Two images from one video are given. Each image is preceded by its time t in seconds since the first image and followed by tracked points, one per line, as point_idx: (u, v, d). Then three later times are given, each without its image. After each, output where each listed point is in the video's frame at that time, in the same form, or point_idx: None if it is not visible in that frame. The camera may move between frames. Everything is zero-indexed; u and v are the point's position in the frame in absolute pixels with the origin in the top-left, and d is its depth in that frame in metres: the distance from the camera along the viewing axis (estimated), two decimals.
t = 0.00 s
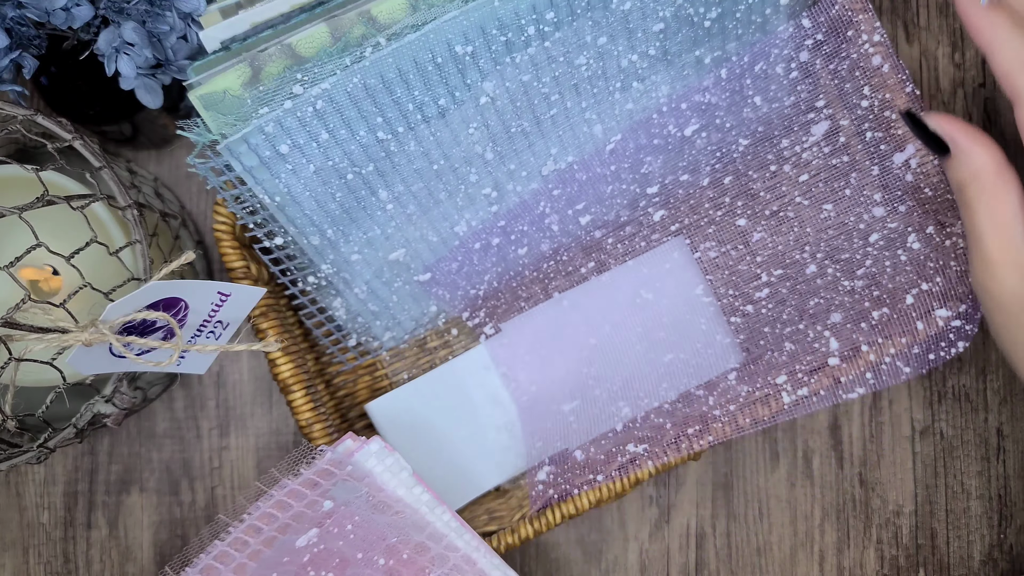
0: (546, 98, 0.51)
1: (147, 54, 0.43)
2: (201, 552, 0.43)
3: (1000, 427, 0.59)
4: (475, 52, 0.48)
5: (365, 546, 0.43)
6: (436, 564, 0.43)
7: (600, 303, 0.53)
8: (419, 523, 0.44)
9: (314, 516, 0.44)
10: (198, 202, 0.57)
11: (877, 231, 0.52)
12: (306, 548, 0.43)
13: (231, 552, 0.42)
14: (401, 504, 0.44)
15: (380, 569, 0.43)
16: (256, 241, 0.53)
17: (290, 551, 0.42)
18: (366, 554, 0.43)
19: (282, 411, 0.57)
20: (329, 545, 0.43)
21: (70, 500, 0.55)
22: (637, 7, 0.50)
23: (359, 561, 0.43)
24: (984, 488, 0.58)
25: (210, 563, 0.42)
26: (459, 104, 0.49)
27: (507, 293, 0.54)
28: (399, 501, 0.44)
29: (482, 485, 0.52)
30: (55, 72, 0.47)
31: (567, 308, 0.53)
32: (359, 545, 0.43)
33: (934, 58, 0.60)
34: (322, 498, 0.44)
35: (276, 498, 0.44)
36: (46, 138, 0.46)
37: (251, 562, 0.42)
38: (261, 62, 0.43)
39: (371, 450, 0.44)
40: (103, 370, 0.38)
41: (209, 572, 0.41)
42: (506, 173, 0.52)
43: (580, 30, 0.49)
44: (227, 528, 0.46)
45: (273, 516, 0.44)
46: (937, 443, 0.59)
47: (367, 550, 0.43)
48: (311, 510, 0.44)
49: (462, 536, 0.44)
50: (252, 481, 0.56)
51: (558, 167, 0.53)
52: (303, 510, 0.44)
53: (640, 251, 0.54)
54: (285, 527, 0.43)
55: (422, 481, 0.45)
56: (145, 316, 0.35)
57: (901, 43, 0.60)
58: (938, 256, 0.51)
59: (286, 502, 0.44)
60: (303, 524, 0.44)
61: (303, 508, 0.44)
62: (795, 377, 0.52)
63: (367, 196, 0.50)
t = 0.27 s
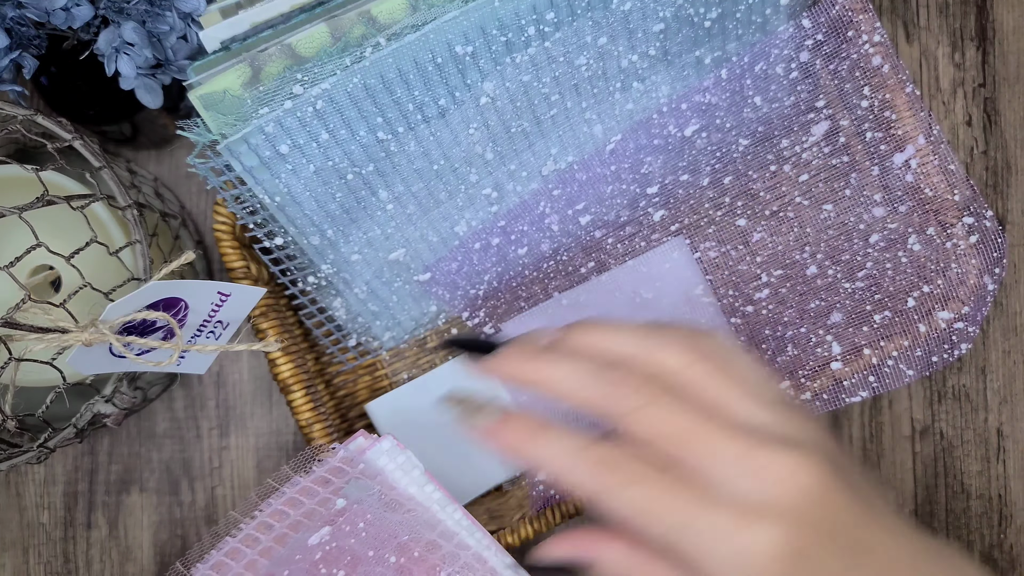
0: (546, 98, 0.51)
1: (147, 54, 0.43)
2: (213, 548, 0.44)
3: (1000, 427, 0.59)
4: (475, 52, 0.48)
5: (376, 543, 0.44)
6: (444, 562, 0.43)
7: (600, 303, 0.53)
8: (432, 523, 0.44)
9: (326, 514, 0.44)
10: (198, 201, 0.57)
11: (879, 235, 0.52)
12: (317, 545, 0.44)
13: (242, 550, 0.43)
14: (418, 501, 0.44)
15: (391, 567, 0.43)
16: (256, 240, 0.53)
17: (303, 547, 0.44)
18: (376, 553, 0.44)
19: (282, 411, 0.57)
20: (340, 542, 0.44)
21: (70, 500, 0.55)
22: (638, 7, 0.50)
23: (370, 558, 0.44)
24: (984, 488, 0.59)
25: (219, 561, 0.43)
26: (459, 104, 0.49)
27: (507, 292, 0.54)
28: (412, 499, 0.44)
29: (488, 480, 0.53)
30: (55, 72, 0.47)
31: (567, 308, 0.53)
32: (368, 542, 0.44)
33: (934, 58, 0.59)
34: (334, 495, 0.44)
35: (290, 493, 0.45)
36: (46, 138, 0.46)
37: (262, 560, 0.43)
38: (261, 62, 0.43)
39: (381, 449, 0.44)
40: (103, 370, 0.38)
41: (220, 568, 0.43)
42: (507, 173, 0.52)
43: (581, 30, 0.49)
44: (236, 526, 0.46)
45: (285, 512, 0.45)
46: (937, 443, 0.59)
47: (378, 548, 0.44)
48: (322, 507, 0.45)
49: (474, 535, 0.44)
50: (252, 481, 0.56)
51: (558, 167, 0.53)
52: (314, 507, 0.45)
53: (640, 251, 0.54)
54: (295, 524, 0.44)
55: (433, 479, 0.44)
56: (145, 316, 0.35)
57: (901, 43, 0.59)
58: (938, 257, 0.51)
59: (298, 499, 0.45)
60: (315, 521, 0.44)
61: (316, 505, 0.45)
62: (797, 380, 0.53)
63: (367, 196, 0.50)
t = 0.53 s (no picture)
0: (546, 98, 0.51)
1: (147, 54, 0.43)
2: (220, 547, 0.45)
3: (1000, 427, 0.59)
4: (475, 52, 0.48)
5: (378, 538, 0.45)
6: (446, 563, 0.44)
7: (599, 304, 0.53)
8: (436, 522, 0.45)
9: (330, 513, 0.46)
10: (197, 201, 0.57)
11: (878, 235, 0.52)
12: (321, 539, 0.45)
13: (247, 549, 0.45)
14: (424, 497, 0.45)
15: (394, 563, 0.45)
16: (256, 241, 0.52)
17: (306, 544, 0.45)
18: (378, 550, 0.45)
19: (282, 411, 0.57)
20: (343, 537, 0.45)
21: (70, 500, 0.55)
22: (638, 7, 0.50)
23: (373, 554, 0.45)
24: (984, 488, 0.59)
25: (226, 560, 0.45)
26: (459, 104, 0.49)
27: (507, 292, 0.54)
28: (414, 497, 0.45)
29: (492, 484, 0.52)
30: (55, 72, 0.47)
31: (566, 310, 0.53)
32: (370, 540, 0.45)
33: (934, 58, 0.59)
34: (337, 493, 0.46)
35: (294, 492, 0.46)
36: (46, 138, 0.46)
37: (268, 560, 0.45)
38: (261, 62, 0.43)
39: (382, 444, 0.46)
40: (103, 370, 0.38)
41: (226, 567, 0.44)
42: (507, 174, 0.52)
43: (581, 30, 0.49)
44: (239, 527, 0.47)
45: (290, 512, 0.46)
46: (937, 443, 0.59)
47: (381, 544, 0.45)
48: (328, 503, 0.46)
49: (478, 536, 0.44)
50: (252, 481, 0.56)
51: (558, 167, 0.53)
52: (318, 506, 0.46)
53: (640, 251, 0.53)
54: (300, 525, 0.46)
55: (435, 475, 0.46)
56: (145, 316, 0.35)
57: (901, 43, 0.59)
58: (938, 257, 0.51)
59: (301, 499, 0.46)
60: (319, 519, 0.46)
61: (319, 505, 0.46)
62: (796, 380, 0.52)
63: (367, 196, 0.50)
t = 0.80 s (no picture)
0: (546, 98, 0.51)
1: (147, 54, 0.43)
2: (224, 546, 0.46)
3: (1000, 427, 0.59)
4: (476, 52, 0.48)
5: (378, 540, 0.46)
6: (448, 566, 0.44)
7: (598, 304, 0.53)
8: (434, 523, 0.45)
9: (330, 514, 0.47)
10: (197, 201, 0.57)
11: (878, 235, 0.52)
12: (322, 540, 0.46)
13: (250, 548, 0.46)
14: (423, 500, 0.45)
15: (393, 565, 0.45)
16: (256, 241, 0.52)
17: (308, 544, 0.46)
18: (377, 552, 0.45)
19: (282, 410, 0.57)
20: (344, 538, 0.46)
21: (70, 500, 0.55)
22: (638, 7, 0.50)
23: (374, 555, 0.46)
24: (984, 488, 0.59)
25: (230, 559, 0.46)
26: (459, 104, 0.49)
27: (507, 292, 0.54)
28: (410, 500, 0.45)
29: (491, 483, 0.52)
30: (55, 72, 0.47)
31: (565, 310, 0.53)
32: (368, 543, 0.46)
33: (934, 58, 0.59)
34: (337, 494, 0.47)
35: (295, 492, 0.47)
36: (46, 138, 0.46)
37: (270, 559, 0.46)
38: (261, 62, 0.43)
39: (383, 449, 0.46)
40: (103, 370, 0.38)
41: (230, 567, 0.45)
42: (507, 174, 0.52)
43: (581, 30, 0.49)
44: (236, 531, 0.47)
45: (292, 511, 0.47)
46: (937, 443, 0.59)
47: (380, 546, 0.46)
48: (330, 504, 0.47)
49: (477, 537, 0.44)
50: (252, 481, 0.56)
51: (558, 168, 0.53)
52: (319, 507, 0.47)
53: (640, 251, 0.53)
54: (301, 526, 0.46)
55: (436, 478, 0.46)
56: (145, 316, 0.35)
57: (901, 43, 0.59)
58: (938, 257, 0.51)
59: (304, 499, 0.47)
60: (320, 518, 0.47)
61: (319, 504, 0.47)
62: (795, 380, 0.52)
63: (367, 196, 0.50)
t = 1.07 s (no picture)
0: (546, 98, 0.51)
1: (147, 54, 0.43)
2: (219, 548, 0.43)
3: (1000, 427, 0.59)
4: (475, 52, 0.48)
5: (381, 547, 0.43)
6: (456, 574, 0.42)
7: (598, 305, 0.53)
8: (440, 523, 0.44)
9: (329, 515, 0.44)
10: (198, 201, 0.57)
11: (878, 234, 0.52)
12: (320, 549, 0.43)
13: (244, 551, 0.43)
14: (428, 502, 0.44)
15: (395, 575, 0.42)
16: (256, 241, 0.52)
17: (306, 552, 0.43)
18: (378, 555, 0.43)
19: (282, 410, 0.57)
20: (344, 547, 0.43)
21: (70, 500, 0.55)
22: (638, 7, 0.50)
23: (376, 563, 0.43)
24: (984, 488, 0.59)
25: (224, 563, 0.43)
26: (459, 104, 0.49)
27: (507, 292, 0.54)
28: (414, 500, 0.44)
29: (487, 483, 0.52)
30: (55, 72, 0.47)
31: (564, 310, 0.53)
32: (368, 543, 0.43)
33: (934, 58, 0.59)
34: (338, 496, 0.44)
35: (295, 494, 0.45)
36: (46, 138, 0.46)
37: (265, 560, 0.42)
38: (261, 62, 0.43)
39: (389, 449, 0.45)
40: (103, 370, 0.38)
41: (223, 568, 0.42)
42: (507, 174, 0.52)
43: (581, 30, 0.49)
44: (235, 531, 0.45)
45: (289, 513, 0.44)
46: (937, 443, 0.59)
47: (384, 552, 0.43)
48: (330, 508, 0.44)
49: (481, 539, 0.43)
50: (252, 480, 0.56)
51: (558, 168, 0.53)
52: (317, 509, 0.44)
53: (640, 251, 0.53)
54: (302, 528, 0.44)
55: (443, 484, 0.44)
56: (145, 316, 0.35)
57: (901, 43, 0.59)
58: (938, 257, 0.51)
59: (302, 500, 0.45)
60: (319, 522, 0.44)
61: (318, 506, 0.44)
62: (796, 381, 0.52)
63: (367, 196, 0.50)
